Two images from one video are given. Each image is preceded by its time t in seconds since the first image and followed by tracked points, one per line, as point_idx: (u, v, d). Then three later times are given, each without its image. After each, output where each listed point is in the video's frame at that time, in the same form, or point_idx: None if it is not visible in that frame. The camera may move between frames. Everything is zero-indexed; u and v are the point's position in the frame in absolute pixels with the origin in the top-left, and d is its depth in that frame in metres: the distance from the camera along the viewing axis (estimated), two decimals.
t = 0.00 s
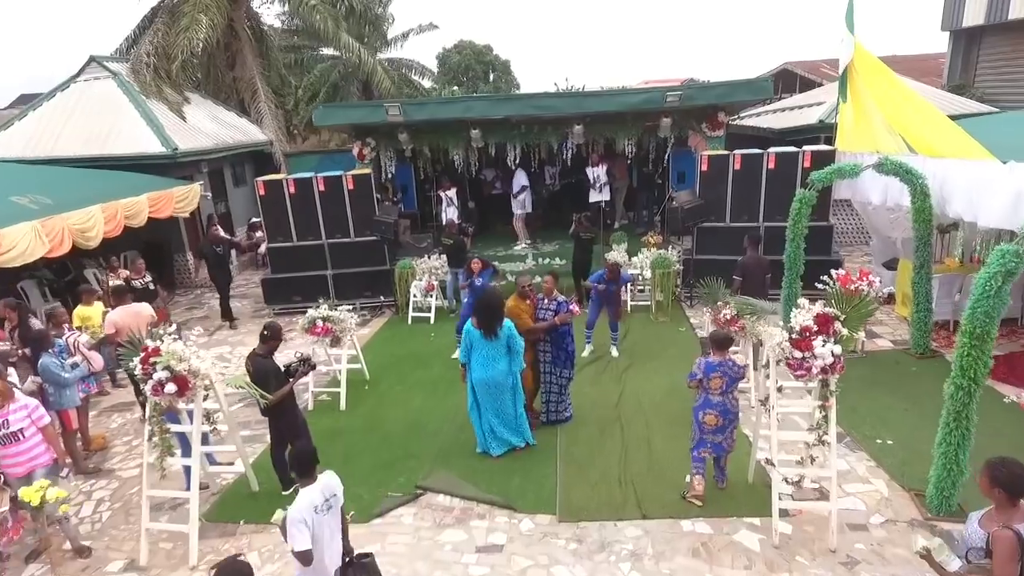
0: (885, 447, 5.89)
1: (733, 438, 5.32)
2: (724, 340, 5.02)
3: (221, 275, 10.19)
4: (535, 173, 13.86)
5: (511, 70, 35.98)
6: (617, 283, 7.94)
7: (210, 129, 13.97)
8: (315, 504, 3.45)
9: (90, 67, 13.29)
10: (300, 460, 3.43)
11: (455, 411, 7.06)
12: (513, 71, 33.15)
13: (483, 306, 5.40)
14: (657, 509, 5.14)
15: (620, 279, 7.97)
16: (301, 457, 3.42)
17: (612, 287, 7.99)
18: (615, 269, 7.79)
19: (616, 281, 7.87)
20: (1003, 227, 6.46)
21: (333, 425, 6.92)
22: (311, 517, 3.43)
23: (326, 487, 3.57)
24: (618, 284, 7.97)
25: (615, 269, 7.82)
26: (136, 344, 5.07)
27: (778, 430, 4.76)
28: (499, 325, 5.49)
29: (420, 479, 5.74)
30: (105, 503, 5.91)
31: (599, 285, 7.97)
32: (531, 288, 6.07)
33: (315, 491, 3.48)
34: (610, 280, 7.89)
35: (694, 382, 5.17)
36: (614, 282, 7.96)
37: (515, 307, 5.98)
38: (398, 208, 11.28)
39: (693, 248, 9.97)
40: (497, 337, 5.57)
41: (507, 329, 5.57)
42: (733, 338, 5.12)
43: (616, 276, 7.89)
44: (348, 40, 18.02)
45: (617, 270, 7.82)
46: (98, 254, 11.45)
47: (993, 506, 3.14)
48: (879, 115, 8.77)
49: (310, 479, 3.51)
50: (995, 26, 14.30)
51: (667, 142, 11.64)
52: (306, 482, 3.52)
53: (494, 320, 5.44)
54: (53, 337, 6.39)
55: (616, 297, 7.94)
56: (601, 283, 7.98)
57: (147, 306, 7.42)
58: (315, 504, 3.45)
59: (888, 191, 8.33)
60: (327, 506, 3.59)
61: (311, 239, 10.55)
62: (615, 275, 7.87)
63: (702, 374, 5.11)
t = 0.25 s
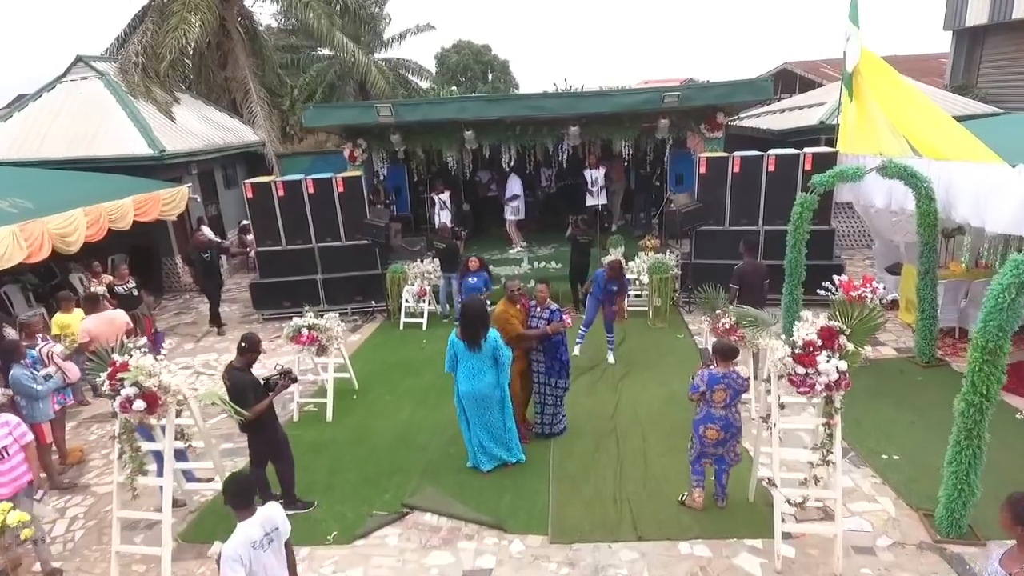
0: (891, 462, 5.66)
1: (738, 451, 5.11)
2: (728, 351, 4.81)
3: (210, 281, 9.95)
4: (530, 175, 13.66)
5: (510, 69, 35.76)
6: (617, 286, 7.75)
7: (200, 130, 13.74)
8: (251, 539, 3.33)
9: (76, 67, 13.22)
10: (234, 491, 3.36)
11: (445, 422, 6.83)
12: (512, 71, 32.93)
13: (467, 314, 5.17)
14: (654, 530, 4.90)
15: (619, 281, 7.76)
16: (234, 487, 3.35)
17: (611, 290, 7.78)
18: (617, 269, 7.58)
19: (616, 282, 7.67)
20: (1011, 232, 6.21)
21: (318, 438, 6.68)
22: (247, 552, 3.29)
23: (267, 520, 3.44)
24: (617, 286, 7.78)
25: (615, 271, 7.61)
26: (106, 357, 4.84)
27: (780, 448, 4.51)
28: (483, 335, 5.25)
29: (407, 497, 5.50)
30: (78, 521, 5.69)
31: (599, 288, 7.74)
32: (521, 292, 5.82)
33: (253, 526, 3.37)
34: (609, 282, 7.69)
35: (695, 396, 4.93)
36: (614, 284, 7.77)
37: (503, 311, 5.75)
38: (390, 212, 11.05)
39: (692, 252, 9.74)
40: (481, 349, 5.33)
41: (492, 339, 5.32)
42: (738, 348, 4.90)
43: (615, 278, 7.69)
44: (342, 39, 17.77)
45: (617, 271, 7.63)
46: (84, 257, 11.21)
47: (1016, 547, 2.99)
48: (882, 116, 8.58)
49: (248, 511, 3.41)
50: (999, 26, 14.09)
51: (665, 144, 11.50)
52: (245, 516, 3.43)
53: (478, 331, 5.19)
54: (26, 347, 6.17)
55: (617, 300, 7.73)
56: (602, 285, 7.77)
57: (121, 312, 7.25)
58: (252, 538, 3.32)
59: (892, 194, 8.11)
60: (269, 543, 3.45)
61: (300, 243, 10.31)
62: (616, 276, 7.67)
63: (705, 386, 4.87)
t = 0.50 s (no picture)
0: (899, 477, 5.46)
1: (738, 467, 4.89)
2: (731, 363, 4.55)
3: (201, 286, 9.72)
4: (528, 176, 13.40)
5: (510, 69, 35.56)
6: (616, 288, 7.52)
7: (193, 131, 13.55)
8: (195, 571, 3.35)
9: (67, 67, 13.12)
10: (173, 528, 3.34)
11: (439, 433, 6.63)
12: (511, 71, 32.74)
13: (457, 324, 4.95)
14: (652, 549, 4.69)
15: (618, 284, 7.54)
16: (175, 523, 3.33)
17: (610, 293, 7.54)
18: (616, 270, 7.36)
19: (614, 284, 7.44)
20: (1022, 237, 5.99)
21: (306, 449, 6.47)
22: None
23: (210, 552, 3.46)
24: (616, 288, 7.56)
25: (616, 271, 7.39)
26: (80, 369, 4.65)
27: (785, 466, 4.31)
28: (475, 346, 5.03)
29: (396, 513, 5.30)
30: (56, 538, 5.47)
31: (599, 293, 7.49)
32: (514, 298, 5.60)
33: (197, 557, 3.38)
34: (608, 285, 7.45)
35: (694, 408, 4.71)
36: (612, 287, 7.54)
37: (496, 318, 5.52)
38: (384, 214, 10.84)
39: (692, 256, 9.53)
40: (473, 360, 5.10)
41: (484, 350, 5.09)
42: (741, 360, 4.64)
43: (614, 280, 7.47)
44: (338, 39, 17.55)
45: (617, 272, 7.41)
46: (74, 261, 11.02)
47: None
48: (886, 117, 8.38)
49: (191, 543, 3.40)
50: (1004, 26, 13.88)
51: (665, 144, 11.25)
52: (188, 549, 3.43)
53: (469, 342, 4.97)
54: (4, 356, 5.92)
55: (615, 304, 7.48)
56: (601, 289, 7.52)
57: (102, 319, 7.08)
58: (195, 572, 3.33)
59: (899, 198, 7.91)
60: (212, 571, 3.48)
61: (293, 246, 10.11)
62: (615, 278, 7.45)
63: (705, 398, 4.64)
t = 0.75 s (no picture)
0: (909, 490, 5.28)
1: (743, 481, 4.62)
2: (735, 374, 4.26)
3: (195, 290, 9.52)
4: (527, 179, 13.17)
5: (510, 69, 35.39)
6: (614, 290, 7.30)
7: (188, 132, 13.40)
8: None
9: (60, 67, 12.96)
10: (119, 547, 3.17)
11: (435, 443, 6.45)
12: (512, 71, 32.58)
13: (456, 334, 4.76)
14: (655, 567, 4.50)
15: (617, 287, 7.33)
16: (118, 541, 3.17)
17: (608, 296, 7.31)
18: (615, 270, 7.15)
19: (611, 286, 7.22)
20: None
21: (299, 460, 6.30)
22: None
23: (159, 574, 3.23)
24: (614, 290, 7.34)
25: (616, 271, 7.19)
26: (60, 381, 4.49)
27: (793, 483, 4.14)
28: (475, 357, 4.84)
29: (389, 529, 5.11)
30: (39, 553, 5.29)
31: (598, 296, 7.26)
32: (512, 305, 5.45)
33: None
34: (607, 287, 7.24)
35: (694, 420, 4.41)
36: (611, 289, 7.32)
37: (493, 325, 5.35)
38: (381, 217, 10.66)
39: (694, 259, 9.35)
40: (472, 371, 4.91)
41: (485, 361, 4.91)
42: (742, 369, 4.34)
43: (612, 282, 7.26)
44: (336, 39, 17.39)
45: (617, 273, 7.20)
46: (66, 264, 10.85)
47: None
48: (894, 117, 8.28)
49: (139, 565, 3.20)
50: (1010, 25, 13.71)
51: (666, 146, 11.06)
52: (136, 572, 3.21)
53: (469, 352, 4.78)
54: None
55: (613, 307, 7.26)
56: (599, 291, 7.29)
57: (91, 323, 6.95)
58: None
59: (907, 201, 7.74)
60: None
61: (288, 250, 9.94)
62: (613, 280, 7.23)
63: (705, 409, 4.36)
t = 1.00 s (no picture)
0: (924, 504, 5.11)
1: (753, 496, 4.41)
2: (742, 386, 4.01)
3: (191, 294, 9.30)
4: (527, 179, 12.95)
5: (510, 69, 35.21)
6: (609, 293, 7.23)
7: (184, 132, 13.22)
8: None
9: (53, 67, 12.77)
10: None
11: (434, 453, 6.28)
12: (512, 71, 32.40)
13: (463, 343, 4.56)
14: None
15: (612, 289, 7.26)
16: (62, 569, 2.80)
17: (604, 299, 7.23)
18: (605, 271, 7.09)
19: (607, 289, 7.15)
20: None
21: (294, 470, 6.12)
22: None
23: None
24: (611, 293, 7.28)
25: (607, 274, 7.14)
26: (42, 394, 4.31)
27: (808, 500, 3.97)
28: (484, 367, 4.65)
29: (387, 545, 4.94)
30: (24, 570, 5.10)
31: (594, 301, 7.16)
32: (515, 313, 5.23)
33: None
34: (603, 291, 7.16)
35: (700, 434, 4.18)
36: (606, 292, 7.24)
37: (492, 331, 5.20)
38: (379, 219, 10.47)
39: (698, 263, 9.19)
40: (479, 382, 4.71)
41: (493, 371, 4.72)
42: (751, 380, 4.11)
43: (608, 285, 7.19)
44: (334, 38, 17.20)
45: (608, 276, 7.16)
46: (58, 266, 10.66)
47: None
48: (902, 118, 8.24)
49: None
50: (1016, 25, 13.57)
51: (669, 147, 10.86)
52: None
53: (476, 362, 4.59)
54: None
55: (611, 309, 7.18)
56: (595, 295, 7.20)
57: (86, 328, 6.75)
58: None
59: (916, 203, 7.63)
60: None
61: (284, 253, 9.76)
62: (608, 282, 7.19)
63: (712, 423, 4.14)
